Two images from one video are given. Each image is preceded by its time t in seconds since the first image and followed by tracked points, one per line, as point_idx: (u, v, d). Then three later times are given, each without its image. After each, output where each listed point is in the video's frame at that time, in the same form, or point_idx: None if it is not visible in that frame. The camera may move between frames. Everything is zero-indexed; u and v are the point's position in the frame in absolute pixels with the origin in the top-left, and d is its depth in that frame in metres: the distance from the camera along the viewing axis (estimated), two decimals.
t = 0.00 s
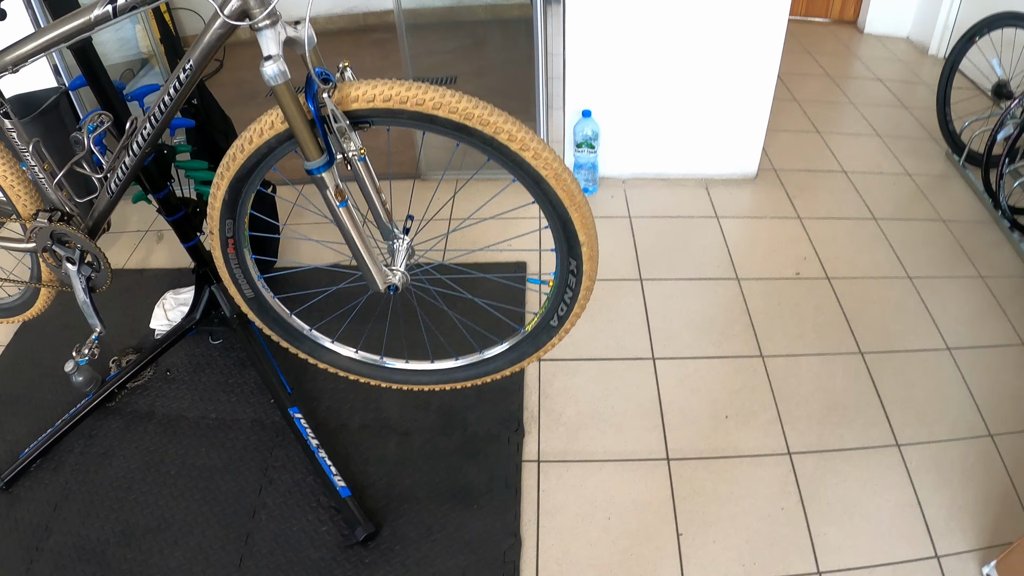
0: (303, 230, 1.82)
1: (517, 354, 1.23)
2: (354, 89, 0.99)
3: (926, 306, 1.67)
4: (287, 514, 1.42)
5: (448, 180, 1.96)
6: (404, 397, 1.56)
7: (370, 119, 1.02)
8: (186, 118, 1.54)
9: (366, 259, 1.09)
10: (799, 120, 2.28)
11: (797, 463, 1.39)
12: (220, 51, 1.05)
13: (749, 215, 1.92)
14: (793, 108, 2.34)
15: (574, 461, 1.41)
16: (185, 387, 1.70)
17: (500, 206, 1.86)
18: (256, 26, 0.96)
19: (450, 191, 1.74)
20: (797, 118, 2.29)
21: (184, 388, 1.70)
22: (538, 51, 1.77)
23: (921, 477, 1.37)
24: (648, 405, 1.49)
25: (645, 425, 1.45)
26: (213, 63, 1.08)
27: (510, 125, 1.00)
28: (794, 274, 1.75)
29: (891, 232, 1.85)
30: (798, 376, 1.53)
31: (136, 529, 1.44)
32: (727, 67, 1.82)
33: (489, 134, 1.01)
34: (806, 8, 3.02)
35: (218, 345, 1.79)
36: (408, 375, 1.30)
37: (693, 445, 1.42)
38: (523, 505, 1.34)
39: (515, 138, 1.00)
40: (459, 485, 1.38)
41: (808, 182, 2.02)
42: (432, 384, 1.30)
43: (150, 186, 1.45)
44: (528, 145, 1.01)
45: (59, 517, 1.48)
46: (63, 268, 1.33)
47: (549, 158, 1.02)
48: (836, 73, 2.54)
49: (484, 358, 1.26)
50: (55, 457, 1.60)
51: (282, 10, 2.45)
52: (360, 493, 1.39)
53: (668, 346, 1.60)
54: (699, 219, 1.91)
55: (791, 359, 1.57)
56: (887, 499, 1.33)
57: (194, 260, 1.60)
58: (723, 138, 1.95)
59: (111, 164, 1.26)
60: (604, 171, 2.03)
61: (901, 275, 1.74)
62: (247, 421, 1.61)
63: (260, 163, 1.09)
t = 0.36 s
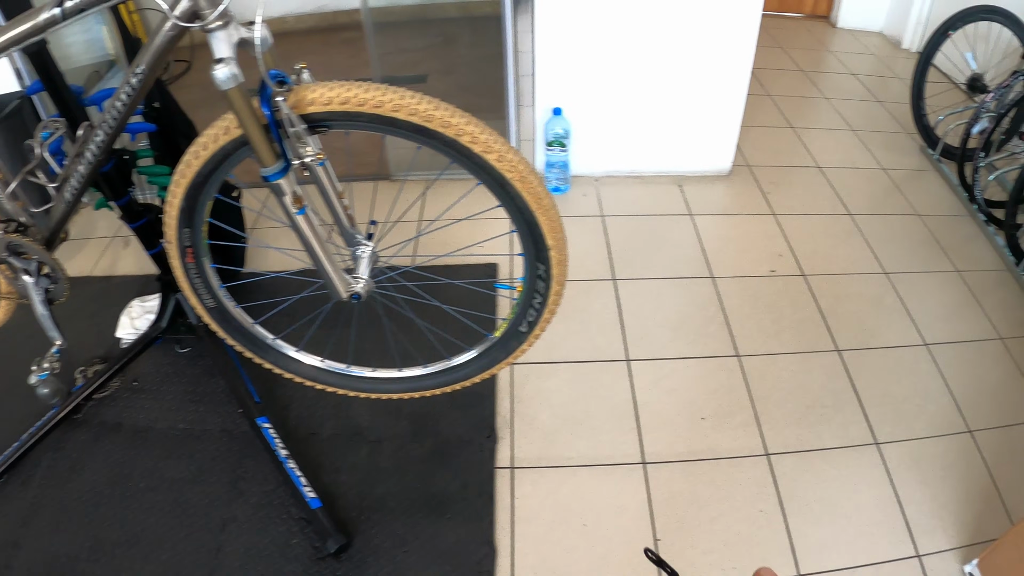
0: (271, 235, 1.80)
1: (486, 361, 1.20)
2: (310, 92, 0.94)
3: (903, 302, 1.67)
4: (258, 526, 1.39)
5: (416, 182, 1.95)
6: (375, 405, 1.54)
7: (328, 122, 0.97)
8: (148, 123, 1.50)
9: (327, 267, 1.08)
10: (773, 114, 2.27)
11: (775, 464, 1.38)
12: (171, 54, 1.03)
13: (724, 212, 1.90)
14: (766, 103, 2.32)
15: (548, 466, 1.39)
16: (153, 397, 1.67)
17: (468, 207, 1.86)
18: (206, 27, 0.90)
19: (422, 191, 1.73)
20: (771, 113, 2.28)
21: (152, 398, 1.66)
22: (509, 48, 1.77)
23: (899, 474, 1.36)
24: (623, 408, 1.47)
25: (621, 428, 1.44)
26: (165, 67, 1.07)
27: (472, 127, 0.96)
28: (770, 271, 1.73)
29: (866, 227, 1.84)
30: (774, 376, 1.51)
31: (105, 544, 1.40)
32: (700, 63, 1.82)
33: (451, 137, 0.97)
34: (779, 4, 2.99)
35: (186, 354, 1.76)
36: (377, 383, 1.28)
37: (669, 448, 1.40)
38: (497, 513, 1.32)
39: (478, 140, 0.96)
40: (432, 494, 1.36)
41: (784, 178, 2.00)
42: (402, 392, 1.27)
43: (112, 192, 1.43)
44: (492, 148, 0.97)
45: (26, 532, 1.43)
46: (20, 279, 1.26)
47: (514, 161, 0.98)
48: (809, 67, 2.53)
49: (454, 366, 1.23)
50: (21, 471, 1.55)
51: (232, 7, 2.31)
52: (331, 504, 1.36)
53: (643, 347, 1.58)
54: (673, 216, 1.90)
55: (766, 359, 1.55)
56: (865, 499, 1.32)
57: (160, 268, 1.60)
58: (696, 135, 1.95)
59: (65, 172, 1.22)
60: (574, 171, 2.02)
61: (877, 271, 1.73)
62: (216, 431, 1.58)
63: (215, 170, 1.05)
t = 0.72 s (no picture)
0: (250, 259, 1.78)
1: (459, 410, 1.18)
2: (268, 145, 0.90)
3: (890, 332, 1.65)
4: (231, 570, 1.36)
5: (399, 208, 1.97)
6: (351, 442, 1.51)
7: (288, 176, 0.92)
8: (117, 152, 1.45)
9: (292, 322, 1.04)
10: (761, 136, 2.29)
11: (758, 505, 1.35)
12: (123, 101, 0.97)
13: (708, 238, 1.92)
14: (753, 122, 2.36)
15: (527, 508, 1.36)
16: (125, 431, 1.63)
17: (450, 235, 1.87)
18: (157, 77, 0.84)
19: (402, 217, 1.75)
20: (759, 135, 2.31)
21: (124, 432, 1.62)
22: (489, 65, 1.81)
23: (884, 513, 1.34)
24: (603, 446, 1.44)
25: (601, 468, 1.41)
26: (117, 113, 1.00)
27: (440, 182, 0.91)
28: (755, 301, 1.72)
29: (854, 253, 1.85)
30: (757, 412, 1.49)
31: None
32: (694, 80, 1.86)
33: (418, 192, 0.91)
34: (767, 18, 3.06)
35: (158, 386, 1.72)
36: (348, 430, 1.25)
37: (649, 489, 1.38)
38: (474, 557, 1.29)
39: (447, 195, 0.91)
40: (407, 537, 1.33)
41: (770, 203, 2.03)
42: (375, 438, 1.24)
43: (79, 227, 1.39)
44: (461, 203, 0.92)
45: None
46: None
47: (485, 215, 0.93)
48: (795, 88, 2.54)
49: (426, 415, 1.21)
50: None
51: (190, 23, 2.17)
52: (304, 547, 1.32)
53: (624, 382, 1.55)
54: (658, 243, 1.91)
55: (750, 394, 1.53)
56: (850, 541, 1.30)
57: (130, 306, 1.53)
58: (685, 159, 2.01)
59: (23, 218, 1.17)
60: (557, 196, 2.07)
61: (864, 299, 1.73)
62: (189, 468, 1.55)
63: (175, 223, 1.00)
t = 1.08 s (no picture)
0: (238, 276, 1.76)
1: (445, 442, 1.15)
2: (237, 176, 0.82)
3: (888, 350, 1.63)
4: None
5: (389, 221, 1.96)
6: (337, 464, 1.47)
7: (263, 209, 0.85)
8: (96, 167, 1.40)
9: (272, 358, 0.98)
10: (757, 147, 2.31)
11: (753, 530, 1.31)
12: (85, 131, 0.92)
13: (704, 253, 1.91)
14: (750, 131, 2.39)
15: (515, 535, 1.32)
16: (107, 449, 1.59)
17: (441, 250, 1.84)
18: (120, 105, 0.78)
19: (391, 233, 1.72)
20: (756, 147, 2.32)
21: (107, 451, 1.59)
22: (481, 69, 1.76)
23: (883, 538, 1.30)
24: (595, 470, 1.41)
25: (592, 493, 1.38)
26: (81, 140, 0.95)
27: (423, 215, 0.85)
28: (750, 318, 1.71)
29: (851, 267, 1.85)
30: (752, 434, 1.46)
31: None
32: (687, 93, 1.82)
33: (399, 226, 0.85)
34: (765, 24, 3.12)
35: (142, 404, 1.69)
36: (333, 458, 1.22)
37: (641, 514, 1.34)
38: None
39: (430, 229, 0.85)
40: (393, 564, 1.29)
41: (767, 216, 2.02)
42: (361, 467, 1.21)
43: (57, 244, 1.34)
44: (446, 237, 0.86)
45: None
46: None
47: (471, 250, 0.88)
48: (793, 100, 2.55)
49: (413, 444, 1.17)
50: None
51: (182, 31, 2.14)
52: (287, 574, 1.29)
53: (617, 404, 1.53)
54: (653, 257, 1.90)
55: (745, 415, 1.50)
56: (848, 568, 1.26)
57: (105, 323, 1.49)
58: (680, 172, 1.98)
59: None
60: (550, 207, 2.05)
61: (862, 316, 1.71)
62: (172, 490, 1.51)
63: (145, 254, 0.96)
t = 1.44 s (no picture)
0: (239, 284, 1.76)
1: (440, 460, 1.13)
2: (224, 199, 0.82)
3: (900, 366, 1.59)
4: None
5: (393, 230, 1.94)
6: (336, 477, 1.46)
7: (249, 231, 0.85)
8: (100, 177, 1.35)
9: (263, 377, 0.99)
10: (769, 156, 2.27)
11: (756, 551, 1.28)
12: (74, 150, 0.94)
13: (712, 264, 1.88)
14: (763, 139, 2.35)
15: (514, 552, 1.30)
16: (109, 457, 1.59)
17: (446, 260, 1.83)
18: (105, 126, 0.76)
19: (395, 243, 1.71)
20: (768, 155, 2.28)
21: (109, 459, 1.59)
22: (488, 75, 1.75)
23: (891, 562, 1.27)
24: (597, 488, 1.39)
25: (593, 511, 1.36)
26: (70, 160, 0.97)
27: (412, 239, 0.84)
28: (759, 332, 1.68)
29: (863, 280, 1.81)
30: (757, 453, 1.43)
31: None
32: (696, 104, 1.80)
33: (388, 250, 0.84)
34: (779, 30, 3.08)
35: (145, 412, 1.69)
36: (329, 473, 1.22)
37: (642, 534, 1.32)
38: None
39: (420, 254, 0.84)
40: None
41: (778, 227, 1.99)
42: (357, 483, 1.21)
43: (59, 254, 1.33)
44: (436, 261, 0.85)
45: None
46: None
47: (462, 274, 0.87)
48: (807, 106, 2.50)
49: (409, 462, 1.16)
50: None
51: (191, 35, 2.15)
52: None
53: (620, 420, 1.50)
54: (661, 269, 1.87)
55: (751, 433, 1.47)
56: None
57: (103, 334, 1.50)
58: (689, 182, 1.95)
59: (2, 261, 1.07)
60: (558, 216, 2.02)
61: (874, 331, 1.67)
62: (173, 498, 1.51)
63: (137, 274, 0.95)
